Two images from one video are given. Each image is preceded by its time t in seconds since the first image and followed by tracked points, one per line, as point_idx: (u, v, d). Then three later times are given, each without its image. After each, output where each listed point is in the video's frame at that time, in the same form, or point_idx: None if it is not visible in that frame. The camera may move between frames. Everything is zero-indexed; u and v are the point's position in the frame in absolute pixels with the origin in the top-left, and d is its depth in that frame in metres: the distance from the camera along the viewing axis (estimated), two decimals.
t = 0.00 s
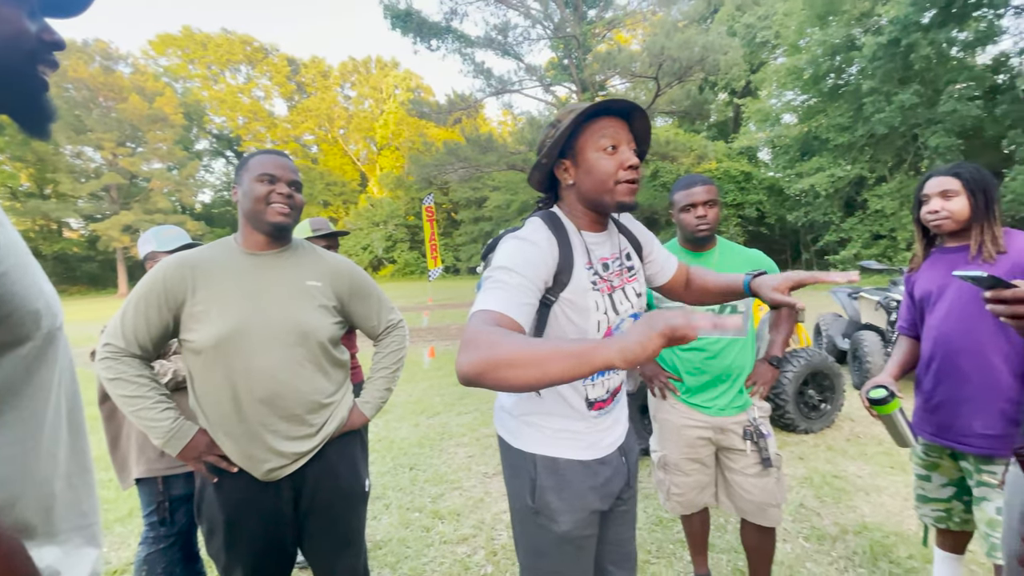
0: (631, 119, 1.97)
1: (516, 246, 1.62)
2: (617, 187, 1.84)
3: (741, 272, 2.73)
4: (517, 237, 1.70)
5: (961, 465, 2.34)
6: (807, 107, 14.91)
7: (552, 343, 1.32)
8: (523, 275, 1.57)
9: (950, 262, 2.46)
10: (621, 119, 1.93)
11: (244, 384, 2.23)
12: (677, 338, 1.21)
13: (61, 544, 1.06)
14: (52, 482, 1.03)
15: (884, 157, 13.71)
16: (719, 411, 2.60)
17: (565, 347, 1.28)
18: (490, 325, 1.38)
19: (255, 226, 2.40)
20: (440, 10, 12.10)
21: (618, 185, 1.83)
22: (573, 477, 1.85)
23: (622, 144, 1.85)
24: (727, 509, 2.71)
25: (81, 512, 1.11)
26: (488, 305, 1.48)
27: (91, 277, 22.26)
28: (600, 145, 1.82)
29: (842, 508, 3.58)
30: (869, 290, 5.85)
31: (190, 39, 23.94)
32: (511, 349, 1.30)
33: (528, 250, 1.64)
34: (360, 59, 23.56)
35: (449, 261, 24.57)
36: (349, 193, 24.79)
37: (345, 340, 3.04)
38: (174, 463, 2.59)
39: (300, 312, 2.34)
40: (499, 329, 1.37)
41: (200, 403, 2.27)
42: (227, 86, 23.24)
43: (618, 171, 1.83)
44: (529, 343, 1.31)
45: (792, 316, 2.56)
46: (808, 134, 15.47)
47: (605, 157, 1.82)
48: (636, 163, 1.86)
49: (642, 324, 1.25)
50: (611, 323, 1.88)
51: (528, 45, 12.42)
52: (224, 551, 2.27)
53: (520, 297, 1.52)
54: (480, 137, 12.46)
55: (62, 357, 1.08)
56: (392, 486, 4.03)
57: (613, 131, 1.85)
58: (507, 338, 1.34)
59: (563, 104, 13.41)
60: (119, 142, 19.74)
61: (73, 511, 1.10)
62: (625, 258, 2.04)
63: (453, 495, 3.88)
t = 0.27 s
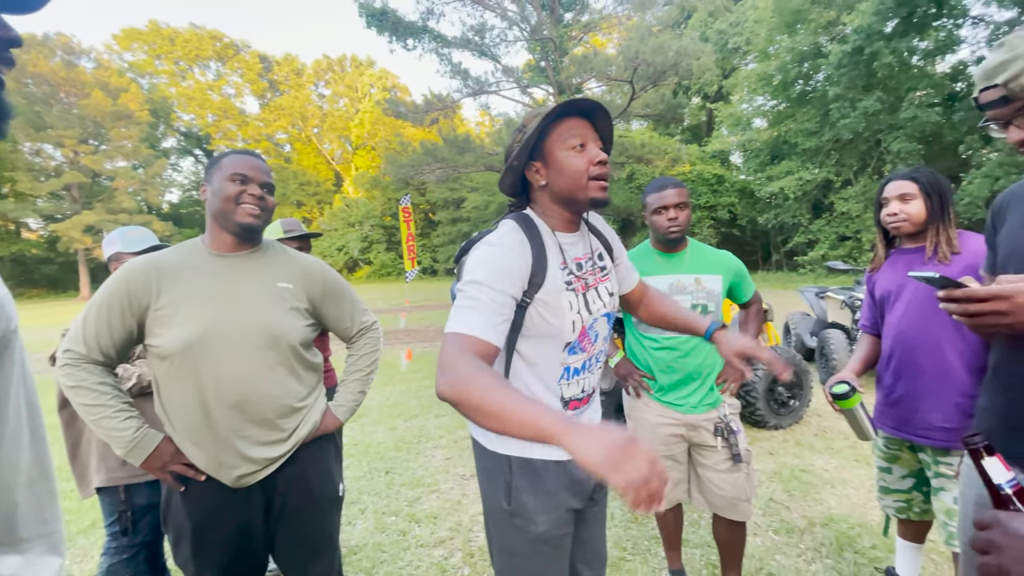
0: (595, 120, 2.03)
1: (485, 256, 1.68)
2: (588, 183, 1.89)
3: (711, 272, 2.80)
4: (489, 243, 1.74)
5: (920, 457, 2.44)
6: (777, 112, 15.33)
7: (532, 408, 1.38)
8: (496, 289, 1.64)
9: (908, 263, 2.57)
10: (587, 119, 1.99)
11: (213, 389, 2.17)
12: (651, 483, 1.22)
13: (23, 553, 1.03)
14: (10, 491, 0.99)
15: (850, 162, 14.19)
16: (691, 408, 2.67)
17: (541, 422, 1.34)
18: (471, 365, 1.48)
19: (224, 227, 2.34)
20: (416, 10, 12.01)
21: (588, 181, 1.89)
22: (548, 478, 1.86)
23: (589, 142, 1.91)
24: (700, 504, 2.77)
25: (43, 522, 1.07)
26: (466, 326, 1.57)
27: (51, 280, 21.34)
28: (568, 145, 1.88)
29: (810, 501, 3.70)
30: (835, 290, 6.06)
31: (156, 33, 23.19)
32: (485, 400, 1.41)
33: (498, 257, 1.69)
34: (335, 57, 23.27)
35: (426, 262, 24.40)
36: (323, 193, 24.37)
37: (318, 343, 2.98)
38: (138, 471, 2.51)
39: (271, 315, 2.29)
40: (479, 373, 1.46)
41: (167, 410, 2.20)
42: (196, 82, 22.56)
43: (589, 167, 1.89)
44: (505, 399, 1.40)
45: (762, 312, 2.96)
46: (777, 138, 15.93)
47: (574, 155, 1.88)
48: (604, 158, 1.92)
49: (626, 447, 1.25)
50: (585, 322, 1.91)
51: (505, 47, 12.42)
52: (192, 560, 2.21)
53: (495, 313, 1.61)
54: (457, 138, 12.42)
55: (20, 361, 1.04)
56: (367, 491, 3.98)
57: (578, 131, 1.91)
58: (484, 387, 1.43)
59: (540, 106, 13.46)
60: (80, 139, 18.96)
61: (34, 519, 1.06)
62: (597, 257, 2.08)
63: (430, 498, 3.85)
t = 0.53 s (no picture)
0: (556, 119, 2.09)
1: (454, 267, 1.70)
2: (553, 176, 1.93)
3: (684, 273, 2.85)
4: (459, 253, 1.76)
5: (883, 450, 2.52)
6: (749, 117, 15.72)
7: (488, 499, 1.55)
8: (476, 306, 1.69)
9: (870, 264, 2.68)
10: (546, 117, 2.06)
11: (181, 394, 2.10)
12: None
13: None
14: None
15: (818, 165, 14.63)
16: (665, 406, 2.72)
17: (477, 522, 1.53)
18: (464, 408, 1.65)
19: (192, 228, 2.28)
20: (394, 9, 11.91)
21: (553, 174, 1.93)
22: (526, 480, 1.86)
23: (551, 137, 1.96)
24: (674, 501, 2.81)
25: None
26: (453, 355, 1.68)
27: (8, 283, 20.36)
28: (529, 141, 1.94)
29: (781, 496, 3.80)
30: (804, 290, 6.24)
31: (123, 28, 22.43)
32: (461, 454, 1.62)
33: (468, 266, 1.72)
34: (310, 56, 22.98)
35: (404, 263, 24.19)
36: (298, 193, 23.90)
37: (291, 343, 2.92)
38: (100, 480, 2.42)
39: (241, 318, 2.24)
40: (466, 421, 1.64)
41: (132, 416, 2.13)
42: (164, 79, 21.87)
43: (552, 159, 1.93)
44: (475, 465, 1.60)
45: (733, 313, 3.07)
46: (749, 142, 16.34)
47: (537, 150, 1.93)
48: (567, 149, 1.97)
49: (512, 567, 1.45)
50: (562, 323, 1.92)
51: (483, 48, 12.41)
52: (159, 570, 2.14)
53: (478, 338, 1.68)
54: (435, 138, 12.36)
55: None
56: (343, 496, 3.92)
57: (539, 128, 1.97)
58: (469, 437, 1.63)
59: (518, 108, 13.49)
60: (40, 136, 18.16)
61: None
62: (572, 258, 2.09)
63: (408, 502, 3.82)
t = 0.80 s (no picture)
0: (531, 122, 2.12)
1: (431, 270, 1.72)
2: (529, 177, 1.94)
3: (658, 274, 2.91)
4: (435, 256, 1.78)
5: (850, 445, 2.61)
6: (723, 121, 16.10)
7: (443, 493, 1.76)
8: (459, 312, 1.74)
9: (836, 265, 2.77)
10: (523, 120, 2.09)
11: (149, 399, 2.05)
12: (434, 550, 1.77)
13: None
14: None
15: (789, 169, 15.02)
16: (641, 405, 2.75)
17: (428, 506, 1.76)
18: (439, 413, 1.76)
19: (159, 229, 2.22)
20: (371, 8, 11.78)
21: (530, 175, 1.95)
22: (507, 481, 1.87)
23: (527, 140, 1.99)
24: (650, 498, 2.86)
25: None
26: (430, 356, 1.74)
27: None
28: (506, 143, 1.95)
29: (754, 491, 3.89)
30: (776, 290, 6.42)
31: (87, 21, 21.63)
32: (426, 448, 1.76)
33: (445, 269, 1.73)
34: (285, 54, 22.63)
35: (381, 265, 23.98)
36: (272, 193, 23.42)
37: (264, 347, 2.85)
38: (64, 489, 2.33)
39: (212, 320, 2.18)
40: (437, 425, 1.75)
41: (98, 422, 2.06)
42: (132, 74, 21.14)
43: (529, 160, 1.95)
44: (436, 464, 1.76)
45: (706, 313, 3.15)
46: (723, 146, 16.72)
47: (514, 151, 1.94)
48: (542, 152, 1.99)
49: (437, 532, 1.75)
50: (540, 323, 1.93)
51: (462, 49, 12.39)
52: None
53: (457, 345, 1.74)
54: (414, 139, 12.27)
55: None
56: (319, 501, 3.86)
57: (516, 131, 2.00)
58: (436, 438, 1.76)
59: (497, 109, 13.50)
60: None
61: None
62: (549, 259, 2.11)
63: (385, 506, 3.78)
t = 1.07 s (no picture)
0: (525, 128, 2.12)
1: (406, 261, 1.73)
2: (512, 188, 1.95)
3: (635, 275, 2.95)
4: (409, 250, 1.80)
5: (820, 440, 2.68)
6: (699, 125, 16.41)
7: (401, 477, 1.73)
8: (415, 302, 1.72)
9: (805, 265, 2.85)
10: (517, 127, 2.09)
11: (114, 403, 1.98)
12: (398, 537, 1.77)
13: None
14: None
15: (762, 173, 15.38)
16: (620, 404, 2.79)
17: (388, 491, 1.74)
18: (392, 401, 1.73)
19: (125, 227, 2.15)
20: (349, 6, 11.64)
21: (511, 187, 1.95)
22: (487, 483, 1.87)
23: (517, 150, 1.99)
24: (629, 497, 2.89)
25: None
26: (384, 347, 1.72)
27: None
28: (495, 149, 1.96)
29: (729, 487, 3.97)
30: (750, 291, 6.56)
31: (50, 13, 20.78)
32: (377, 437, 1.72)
33: (417, 263, 1.74)
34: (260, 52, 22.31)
35: (359, 267, 23.70)
36: (246, 193, 22.90)
37: (238, 349, 2.78)
38: (25, 498, 2.23)
39: (181, 322, 2.12)
40: (389, 413, 1.72)
41: (62, 428, 1.99)
42: (97, 69, 20.33)
43: (513, 174, 1.95)
44: (390, 451, 1.73)
45: (681, 313, 3.22)
46: (699, 150, 17.05)
47: (501, 160, 1.95)
48: (530, 166, 1.99)
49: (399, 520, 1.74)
50: (517, 320, 1.94)
51: (441, 49, 12.34)
52: None
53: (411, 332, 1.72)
54: (392, 139, 12.12)
55: None
56: (295, 507, 3.79)
57: (508, 137, 1.99)
58: (390, 426, 1.73)
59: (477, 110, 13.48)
60: None
61: None
62: (527, 258, 2.12)
63: (364, 510, 3.73)
